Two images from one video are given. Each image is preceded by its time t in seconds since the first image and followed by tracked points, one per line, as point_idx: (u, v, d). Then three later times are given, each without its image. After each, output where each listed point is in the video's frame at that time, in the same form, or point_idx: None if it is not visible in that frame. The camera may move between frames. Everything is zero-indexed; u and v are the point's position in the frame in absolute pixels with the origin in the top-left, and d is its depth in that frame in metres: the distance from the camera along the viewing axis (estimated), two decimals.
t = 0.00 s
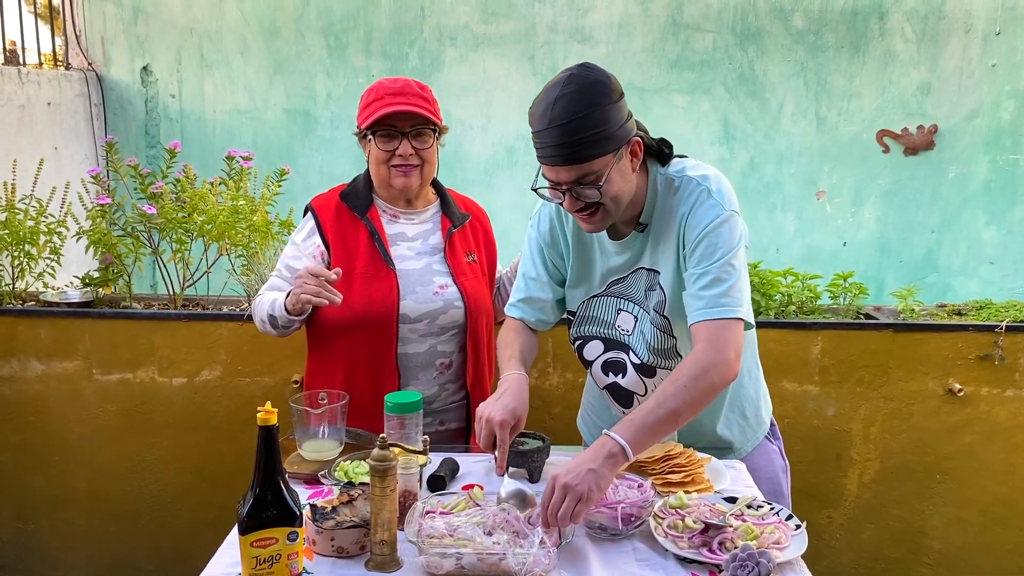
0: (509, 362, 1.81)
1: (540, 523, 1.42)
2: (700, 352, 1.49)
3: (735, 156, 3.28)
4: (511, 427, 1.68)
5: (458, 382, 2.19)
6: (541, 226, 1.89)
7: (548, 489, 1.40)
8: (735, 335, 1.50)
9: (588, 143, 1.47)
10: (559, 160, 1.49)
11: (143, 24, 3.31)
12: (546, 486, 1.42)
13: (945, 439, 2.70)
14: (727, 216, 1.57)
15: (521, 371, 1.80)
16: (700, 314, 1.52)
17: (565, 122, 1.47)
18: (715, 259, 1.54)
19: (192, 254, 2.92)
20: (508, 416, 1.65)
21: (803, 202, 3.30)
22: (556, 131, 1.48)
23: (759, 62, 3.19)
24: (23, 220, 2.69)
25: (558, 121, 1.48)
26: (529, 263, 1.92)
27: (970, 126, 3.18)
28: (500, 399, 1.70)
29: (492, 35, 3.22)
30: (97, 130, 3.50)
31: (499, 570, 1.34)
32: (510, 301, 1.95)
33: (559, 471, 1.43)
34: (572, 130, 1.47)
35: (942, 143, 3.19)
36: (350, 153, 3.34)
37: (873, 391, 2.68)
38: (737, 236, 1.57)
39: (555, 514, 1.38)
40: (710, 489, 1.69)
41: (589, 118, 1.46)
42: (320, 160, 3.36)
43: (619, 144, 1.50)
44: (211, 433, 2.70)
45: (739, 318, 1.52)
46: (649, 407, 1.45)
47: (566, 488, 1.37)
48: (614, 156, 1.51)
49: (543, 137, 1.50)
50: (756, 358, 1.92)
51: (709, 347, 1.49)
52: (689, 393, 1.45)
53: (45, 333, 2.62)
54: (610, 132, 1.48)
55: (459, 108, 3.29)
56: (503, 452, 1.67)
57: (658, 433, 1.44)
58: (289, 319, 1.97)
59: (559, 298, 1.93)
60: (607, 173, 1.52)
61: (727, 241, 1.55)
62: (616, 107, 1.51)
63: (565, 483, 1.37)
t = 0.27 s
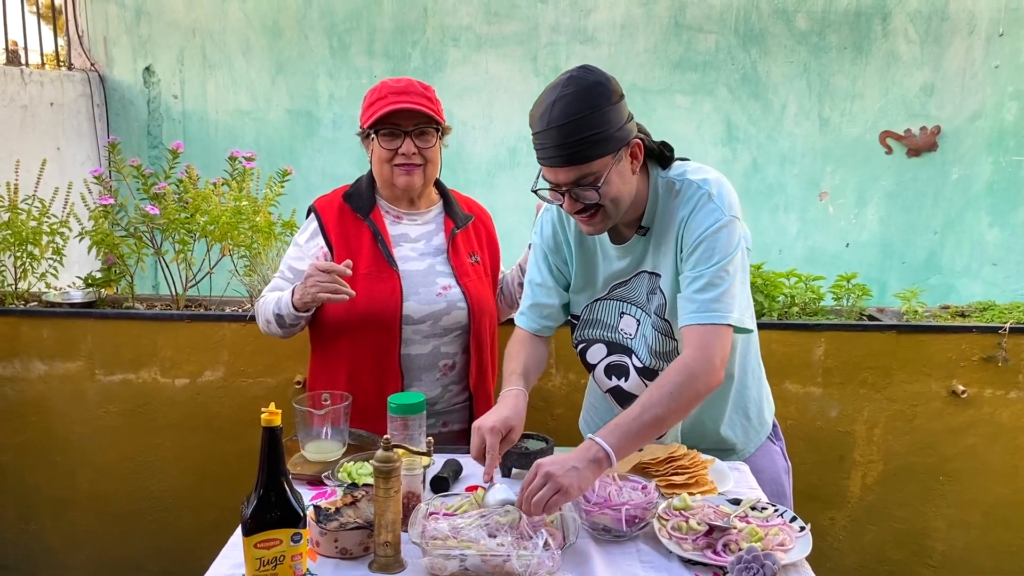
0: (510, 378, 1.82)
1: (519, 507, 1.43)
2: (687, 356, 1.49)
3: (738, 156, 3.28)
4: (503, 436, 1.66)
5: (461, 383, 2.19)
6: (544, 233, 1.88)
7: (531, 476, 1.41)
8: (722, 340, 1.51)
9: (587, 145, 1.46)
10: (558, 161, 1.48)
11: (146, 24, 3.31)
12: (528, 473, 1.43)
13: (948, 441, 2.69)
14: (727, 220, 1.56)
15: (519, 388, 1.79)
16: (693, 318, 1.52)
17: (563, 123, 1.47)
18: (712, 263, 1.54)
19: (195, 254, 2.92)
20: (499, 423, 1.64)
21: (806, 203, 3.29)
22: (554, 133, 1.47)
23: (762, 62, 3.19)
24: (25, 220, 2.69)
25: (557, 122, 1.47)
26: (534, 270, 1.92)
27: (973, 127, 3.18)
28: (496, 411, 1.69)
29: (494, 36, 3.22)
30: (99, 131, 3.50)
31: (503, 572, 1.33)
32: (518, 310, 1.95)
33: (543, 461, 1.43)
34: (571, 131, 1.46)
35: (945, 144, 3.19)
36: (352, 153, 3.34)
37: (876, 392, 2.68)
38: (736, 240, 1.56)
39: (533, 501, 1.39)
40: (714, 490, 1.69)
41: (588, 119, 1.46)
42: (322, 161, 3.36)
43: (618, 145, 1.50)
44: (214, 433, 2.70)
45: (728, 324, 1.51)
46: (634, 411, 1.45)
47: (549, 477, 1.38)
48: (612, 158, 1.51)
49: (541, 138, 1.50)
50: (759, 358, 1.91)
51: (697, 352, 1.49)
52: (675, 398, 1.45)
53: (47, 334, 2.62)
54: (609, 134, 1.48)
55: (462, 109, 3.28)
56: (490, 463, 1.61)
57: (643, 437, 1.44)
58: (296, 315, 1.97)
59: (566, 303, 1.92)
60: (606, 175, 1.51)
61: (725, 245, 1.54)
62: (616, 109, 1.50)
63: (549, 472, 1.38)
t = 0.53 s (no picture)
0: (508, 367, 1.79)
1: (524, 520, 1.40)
2: (692, 352, 1.50)
3: (740, 157, 3.28)
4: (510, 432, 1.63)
5: (465, 384, 2.19)
6: (547, 225, 1.88)
7: (534, 478, 1.40)
8: (727, 337, 1.51)
9: (588, 138, 1.46)
10: (559, 153, 1.49)
11: (148, 24, 3.31)
12: (530, 481, 1.41)
13: (951, 443, 2.69)
14: (733, 218, 1.56)
15: (520, 376, 1.77)
16: (697, 315, 1.52)
17: (565, 115, 1.47)
18: (717, 260, 1.54)
19: (198, 255, 2.92)
20: (505, 421, 1.61)
21: (808, 204, 3.29)
22: (556, 123, 1.48)
23: (765, 63, 3.19)
24: (28, 220, 2.69)
25: (559, 113, 1.47)
26: (534, 260, 1.92)
27: (976, 128, 3.17)
28: (497, 405, 1.66)
29: (497, 36, 3.21)
30: (102, 131, 3.50)
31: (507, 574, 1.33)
32: (517, 300, 1.94)
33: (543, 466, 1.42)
34: (573, 123, 1.46)
35: (948, 145, 3.18)
36: (355, 154, 3.34)
37: (879, 394, 2.67)
38: (742, 238, 1.56)
39: (539, 506, 1.37)
40: (718, 492, 1.68)
41: (590, 112, 1.46)
42: (324, 161, 3.35)
43: (620, 140, 1.49)
44: (216, 434, 2.70)
45: (733, 321, 1.52)
46: (640, 404, 1.45)
47: (554, 478, 1.37)
48: (614, 152, 1.51)
49: (544, 128, 1.51)
50: (762, 360, 1.91)
51: (703, 348, 1.49)
52: (681, 394, 1.46)
53: (50, 334, 2.62)
54: (611, 128, 1.48)
55: (464, 110, 3.28)
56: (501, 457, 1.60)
57: (648, 431, 1.44)
58: (300, 306, 1.97)
59: (565, 297, 1.91)
60: (606, 169, 1.51)
61: (731, 243, 1.54)
62: (620, 103, 1.49)
63: (553, 473, 1.37)
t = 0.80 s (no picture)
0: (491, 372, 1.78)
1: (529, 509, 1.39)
2: (700, 353, 1.50)
3: (742, 157, 3.27)
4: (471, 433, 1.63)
5: (467, 385, 2.19)
6: (551, 222, 1.88)
7: (542, 470, 1.38)
8: (732, 338, 1.52)
9: (600, 137, 1.46)
10: (570, 150, 1.49)
11: (149, 24, 3.31)
12: (538, 469, 1.40)
13: (953, 443, 2.68)
14: (742, 219, 1.56)
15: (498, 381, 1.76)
16: (704, 316, 1.53)
17: (577, 113, 1.47)
18: (726, 262, 1.54)
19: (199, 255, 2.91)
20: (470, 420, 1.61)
21: (810, 204, 3.28)
22: (568, 122, 1.48)
23: (767, 64, 3.19)
24: (29, 221, 2.69)
25: (571, 112, 1.48)
26: (537, 256, 1.91)
27: (978, 128, 3.17)
28: (469, 403, 1.66)
29: (498, 36, 3.21)
30: (103, 131, 3.50)
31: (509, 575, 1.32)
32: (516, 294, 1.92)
33: (552, 456, 1.41)
34: (584, 122, 1.46)
35: (950, 145, 3.18)
36: (356, 154, 3.34)
37: (881, 394, 2.67)
38: (749, 240, 1.57)
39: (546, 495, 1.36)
40: (721, 493, 1.68)
41: (603, 111, 1.46)
42: (325, 162, 3.35)
43: (631, 140, 1.49)
44: (218, 434, 2.69)
45: (739, 323, 1.52)
46: (647, 405, 1.45)
47: (564, 471, 1.36)
48: (625, 152, 1.50)
49: (555, 126, 1.51)
50: (762, 361, 1.91)
51: (710, 349, 1.50)
52: (689, 395, 1.46)
53: (51, 334, 2.62)
54: (623, 127, 1.48)
55: (466, 110, 3.28)
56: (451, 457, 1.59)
57: (655, 431, 1.44)
58: (300, 299, 1.96)
59: (565, 293, 1.92)
60: (617, 168, 1.51)
61: (740, 244, 1.55)
62: (633, 102, 1.49)
63: (563, 466, 1.36)
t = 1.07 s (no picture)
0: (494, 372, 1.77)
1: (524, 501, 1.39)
2: (698, 349, 1.50)
3: (743, 157, 3.27)
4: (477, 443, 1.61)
5: (470, 385, 2.19)
6: (556, 219, 1.87)
7: (538, 463, 1.39)
8: (731, 335, 1.51)
9: (609, 133, 1.46)
10: (579, 146, 1.48)
11: (149, 24, 3.31)
12: (536, 461, 1.40)
13: (955, 443, 2.68)
14: (748, 217, 1.56)
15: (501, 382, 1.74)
16: (705, 312, 1.53)
17: (586, 109, 1.47)
18: (729, 259, 1.54)
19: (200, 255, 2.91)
20: (476, 431, 1.59)
21: (811, 203, 3.28)
22: (577, 118, 1.48)
23: (768, 63, 3.18)
24: (29, 221, 2.69)
25: (580, 108, 1.47)
26: (543, 253, 1.91)
27: (979, 128, 3.17)
28: (473, 412, 1.64)
29: (499, 36, 3.21)
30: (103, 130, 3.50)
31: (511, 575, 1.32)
32: (523, 292, 1.92)
33: (551, 450, 1.42)
34: (593, 118, 1.46)
35: (951, 145, 3.18)
36: (357, 154, 3.34)
37: (883, 394, 2.66)
38: (754, 238, 1.57)
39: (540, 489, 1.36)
40: (722, 493, 1.68)
41: (612, 107, 1.46)
42: (326, 161, 3.35)
43: (640, 136, 1.49)
44: (219, 434, 2.69)
45: (739, 321, 1.52)
46: (645, 401, 1.45)
47: (559, 465, 1.37)
48: (634, 148, 1.50)
49: (564, 122, 1.51)
50: (765, 360, 1.90)
51: (708, 346, 1.49)
52: (686, 391, 1.46)
53: (52, 334, 2.62)
54: (632, 123, 1.48)
55: (467, 110, 3.28)
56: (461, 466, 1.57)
57: (652, 427, 1.45)
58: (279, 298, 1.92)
59: (570, 290, 1.92)
60: (626, 164, 1.51)
61: (744, 242, 1.54)
62: (641, 99, 1.50)
63: (559, 460, 1.36)
